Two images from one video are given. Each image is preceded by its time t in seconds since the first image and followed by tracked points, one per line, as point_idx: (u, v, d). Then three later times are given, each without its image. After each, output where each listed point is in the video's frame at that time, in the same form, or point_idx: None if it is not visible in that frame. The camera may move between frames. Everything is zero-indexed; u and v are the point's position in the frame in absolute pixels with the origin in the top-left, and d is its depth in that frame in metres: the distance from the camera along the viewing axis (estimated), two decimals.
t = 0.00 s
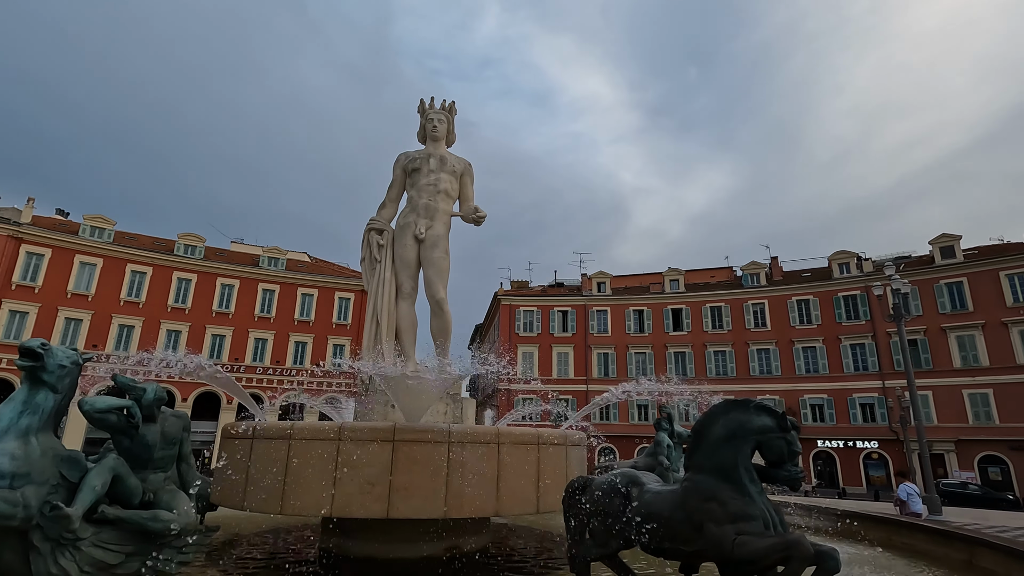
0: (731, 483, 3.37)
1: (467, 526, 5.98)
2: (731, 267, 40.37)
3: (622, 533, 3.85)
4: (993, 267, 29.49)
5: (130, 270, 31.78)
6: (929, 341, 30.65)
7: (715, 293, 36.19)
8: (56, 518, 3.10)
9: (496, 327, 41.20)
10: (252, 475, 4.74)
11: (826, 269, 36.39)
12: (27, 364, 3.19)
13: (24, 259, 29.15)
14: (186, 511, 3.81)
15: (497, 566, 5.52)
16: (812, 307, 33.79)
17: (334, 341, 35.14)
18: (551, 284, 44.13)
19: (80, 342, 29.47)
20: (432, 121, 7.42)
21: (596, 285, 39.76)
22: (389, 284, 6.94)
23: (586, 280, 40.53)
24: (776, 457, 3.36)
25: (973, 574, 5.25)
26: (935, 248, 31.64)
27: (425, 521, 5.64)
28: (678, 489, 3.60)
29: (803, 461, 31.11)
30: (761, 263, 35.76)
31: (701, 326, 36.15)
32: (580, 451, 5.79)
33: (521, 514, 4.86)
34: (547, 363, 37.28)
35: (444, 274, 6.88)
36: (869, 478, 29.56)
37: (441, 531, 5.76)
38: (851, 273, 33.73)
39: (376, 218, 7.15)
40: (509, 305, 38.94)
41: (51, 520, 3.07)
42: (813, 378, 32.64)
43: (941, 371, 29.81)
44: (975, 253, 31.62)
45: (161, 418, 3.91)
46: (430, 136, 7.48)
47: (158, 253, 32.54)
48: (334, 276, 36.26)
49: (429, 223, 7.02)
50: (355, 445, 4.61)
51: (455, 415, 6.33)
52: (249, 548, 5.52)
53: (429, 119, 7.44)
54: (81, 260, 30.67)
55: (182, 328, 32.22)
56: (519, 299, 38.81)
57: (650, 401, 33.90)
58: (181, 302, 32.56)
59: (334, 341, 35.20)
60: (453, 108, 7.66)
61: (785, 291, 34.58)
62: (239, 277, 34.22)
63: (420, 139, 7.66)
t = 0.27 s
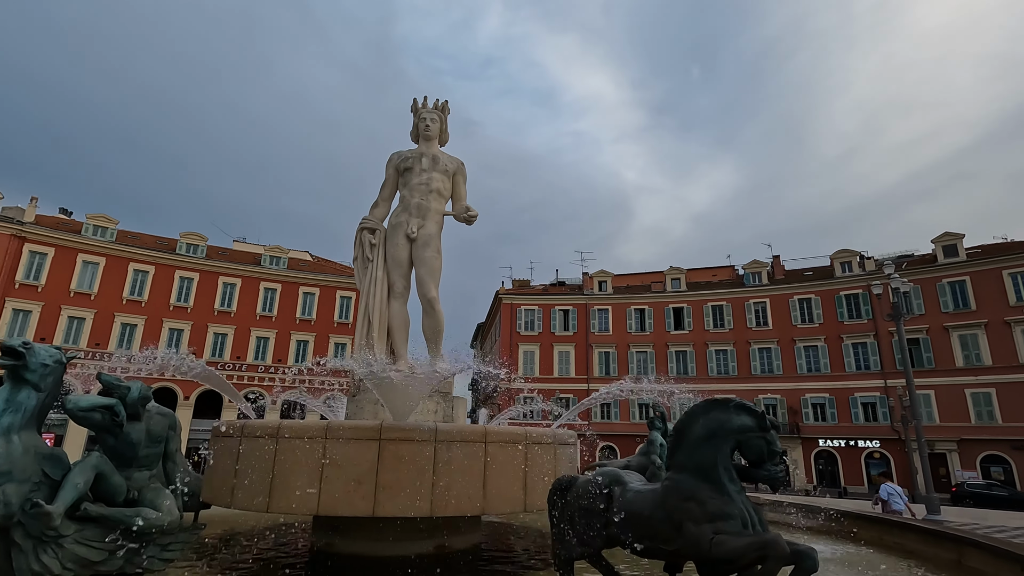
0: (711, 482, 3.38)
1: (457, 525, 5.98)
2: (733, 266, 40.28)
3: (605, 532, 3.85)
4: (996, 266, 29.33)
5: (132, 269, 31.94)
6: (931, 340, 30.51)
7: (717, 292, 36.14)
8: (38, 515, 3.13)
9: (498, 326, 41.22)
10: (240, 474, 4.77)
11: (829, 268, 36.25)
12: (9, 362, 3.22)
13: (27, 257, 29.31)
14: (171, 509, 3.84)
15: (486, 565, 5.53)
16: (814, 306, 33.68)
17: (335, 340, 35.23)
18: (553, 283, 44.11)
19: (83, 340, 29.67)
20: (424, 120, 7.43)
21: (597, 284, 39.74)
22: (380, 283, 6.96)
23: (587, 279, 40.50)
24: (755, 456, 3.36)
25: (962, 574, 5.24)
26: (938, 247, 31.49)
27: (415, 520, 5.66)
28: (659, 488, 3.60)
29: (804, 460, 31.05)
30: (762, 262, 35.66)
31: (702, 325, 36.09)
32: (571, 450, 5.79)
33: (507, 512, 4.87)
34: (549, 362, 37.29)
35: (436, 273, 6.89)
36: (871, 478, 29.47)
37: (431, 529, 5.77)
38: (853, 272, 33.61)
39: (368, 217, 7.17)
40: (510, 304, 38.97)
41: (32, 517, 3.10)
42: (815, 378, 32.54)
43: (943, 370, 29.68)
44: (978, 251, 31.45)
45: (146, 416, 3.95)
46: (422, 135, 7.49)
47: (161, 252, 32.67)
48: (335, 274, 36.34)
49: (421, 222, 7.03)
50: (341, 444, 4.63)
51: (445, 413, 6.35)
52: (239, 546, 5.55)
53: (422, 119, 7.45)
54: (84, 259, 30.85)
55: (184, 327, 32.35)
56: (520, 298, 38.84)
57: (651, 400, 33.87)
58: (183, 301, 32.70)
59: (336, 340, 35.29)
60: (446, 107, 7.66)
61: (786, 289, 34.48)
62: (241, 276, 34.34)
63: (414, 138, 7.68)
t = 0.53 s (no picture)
0: (695, 476, 3.35)
1: (451, 520, 5.98)
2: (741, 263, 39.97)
3: (591, 527, 3.83)
4: (1009, 262, 28.90)
5: (142, 268, 32.28)
6: (943, 337, 30.10)
7: (725, 290, 35.90)
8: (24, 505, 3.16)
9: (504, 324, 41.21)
10: (233, 468, 4.79)
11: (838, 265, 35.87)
12: None
13: (39, 256, 29.71)
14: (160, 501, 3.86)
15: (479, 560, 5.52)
16: (823, 303, 33.35)
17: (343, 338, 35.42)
18: (560, 281, 44.02)
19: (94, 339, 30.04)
20: (421, 116, 7.42)
21: (604, 281, 39.60)
22: (377, 279, 6.97)
23: (594, 276, 40.38)
24: (741, 450, 3.33)
25: (961, 572, 5.16)
26: (950, 243, 31.06)
27: (409, 514, 5.68)
28: (645, 483, 3.57)
29: (813, 458, 30.79)
30: (771, 259, 35.36)
31: (710, 323, 35.87)
32: (564, 446, 5.79)
33: (499, 507, 4.86)
34: (555, 360, 37.23)
35: (432, 269, 6.89)
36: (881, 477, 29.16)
37: (425, 524, 5.78)
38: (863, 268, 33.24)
39: (365, 213, 7.17)
40: (517, 302, 38.99)
41: (19, 508, 3.13)
42: (824, 376, 32.23)
43: (955, 368, 29.28)
44: (991, 247, 30.99)
45: (136, 410, 3.98)
46: (419, 131, 7.49)
47: (170, 251, 33.00)
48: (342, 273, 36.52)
49: (417, 218, 7.03)
50: (332, 438, 4.64)
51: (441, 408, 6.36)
52: (234, 541, 5.57)
53: (418, 115, 7.44)
54: (95, 258, 31.22)
55: (194, 325, 32.64)
56: (527, 296, 38.83)
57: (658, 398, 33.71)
58: (193, 299, 33.00)
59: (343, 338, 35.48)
60: (443, 103, 7.65)
61: (795, 286, 34.18)
62: (249, 275, 34.60)
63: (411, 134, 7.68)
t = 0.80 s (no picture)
0: (699, 471, 3.25)
1: (463, 515, 5.97)
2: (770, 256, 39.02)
3: (596, 522, 3.76)
4: None
5: (176, 269, 33.29)
6: (985, 330, 28.86)
7: (753, 283, 35.11)
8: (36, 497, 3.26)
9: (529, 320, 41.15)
10: (246, 462, 4.87)
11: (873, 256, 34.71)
12: (9, 351, 3.37)
13: (80, 260, 30.93)
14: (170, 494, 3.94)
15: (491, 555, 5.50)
16: (857, 295, 32.33)
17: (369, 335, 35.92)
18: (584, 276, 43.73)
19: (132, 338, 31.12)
20: (432, 112, 7.41)
21: (628, 276, 39.15)
22: (389, 275, 7.01)
23: (618, 271, 39.98)
24: (747, 445, 3.21)
25: (993, 573, 4.93)
26: (991, 231, 29.75)
27: (420, 509, 5.68)
28: (648, 478, 3.49)
29: (847, 455, 29.91)
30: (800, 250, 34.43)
31: (738, 317, 35.13)
32: (576, 440, 5.73)
33: (506, 502, 4.83)
34: (580, 355, 37.02)
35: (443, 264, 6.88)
36: (920, 474, 28.17)
37: (436, 519, 5.78)
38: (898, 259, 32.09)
39: (376, 210, 7.21)
40: (540, 298, 38.92)
41: (31, 499, 3.24)
42: (858, 370, 31.25)
43: (998, 361, 28.06)
44: None
45: (147, 405, 4.08)
46: (430, 127, 7.48)
47: (202, 252, 33.93)
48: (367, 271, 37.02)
49: (428, 213, 7.04)
50: (340, 433, 4.67)
51: (452, 402, 6.37)
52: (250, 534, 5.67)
53: (429, 110, 7.43)
54: (131, 261, 32.33)
55: (225, 324, 33.52)
56: (550, 292, 38.69)
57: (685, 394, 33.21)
58: (224, 299, 33.88)
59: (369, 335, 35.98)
60: (453, 98, 7.63)
61: (826, 279, 33.21)
62: (277, 275, 35.34)
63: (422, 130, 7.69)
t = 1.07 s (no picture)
0: (704, 469, 3.17)
1: (475, 512, 5.96)
2: (797, 248, 38.13)
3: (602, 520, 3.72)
4: None
5: (205, 271, 34.15)
6: None
7: (779, 276, 34.37)
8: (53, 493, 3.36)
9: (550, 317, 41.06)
10: (259, 459, 4.95)
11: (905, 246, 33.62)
12: (25, 353, 3.48)
13: (114, 264, 31.97)
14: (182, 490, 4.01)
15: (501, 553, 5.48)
16: (888, 287, 31.38)
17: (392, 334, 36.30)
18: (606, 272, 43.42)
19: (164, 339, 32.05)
20: (441, 109, 7.41)
21: (651, 272, 38.73)
22: (401, 274, 7.05)
23: (640, 267, 39.59)
24: (754, 442, 3.12)
25: None
26: None
27: (431, 506, 5.69)
28: (653, 475, 3.42)
29: (880, 451, 29.08)
30: (828, 242, 33.56)
31: (764, 311, 34.44)
32: (588, 437, 5.67)
33: (514, 499, 4.81)
34: (602, 352, 36.79)
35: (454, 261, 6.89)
36: (957, 471, 27.24)
37: (448, 516, 5.79)
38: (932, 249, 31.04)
39: (388, 209, 7.26)
40: (562, 295, 38.80)
41: (48, 495, 3.34)
42: (891, 364, 30.35)
43: None
44: None
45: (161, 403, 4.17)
46: (440, 125, 7.49)
47: (229, 254, 34.73)
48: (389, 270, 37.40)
49: (439, 211, 7.05)
50: (349, 430, 4.72)
51: (463, 399, 6.41)
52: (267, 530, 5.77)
53: (439, 108, 7.43)
54: (163, 264, 33.28)
55: (253, 325, 34.26)
56: (572, 288, 38.53)
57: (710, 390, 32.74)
58: (251, 300, 34.63)
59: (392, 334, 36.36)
60: (463, 95, 7.62)
61: (856, 271, 32.32)
62: (302, 275, 35.95)
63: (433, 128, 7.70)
